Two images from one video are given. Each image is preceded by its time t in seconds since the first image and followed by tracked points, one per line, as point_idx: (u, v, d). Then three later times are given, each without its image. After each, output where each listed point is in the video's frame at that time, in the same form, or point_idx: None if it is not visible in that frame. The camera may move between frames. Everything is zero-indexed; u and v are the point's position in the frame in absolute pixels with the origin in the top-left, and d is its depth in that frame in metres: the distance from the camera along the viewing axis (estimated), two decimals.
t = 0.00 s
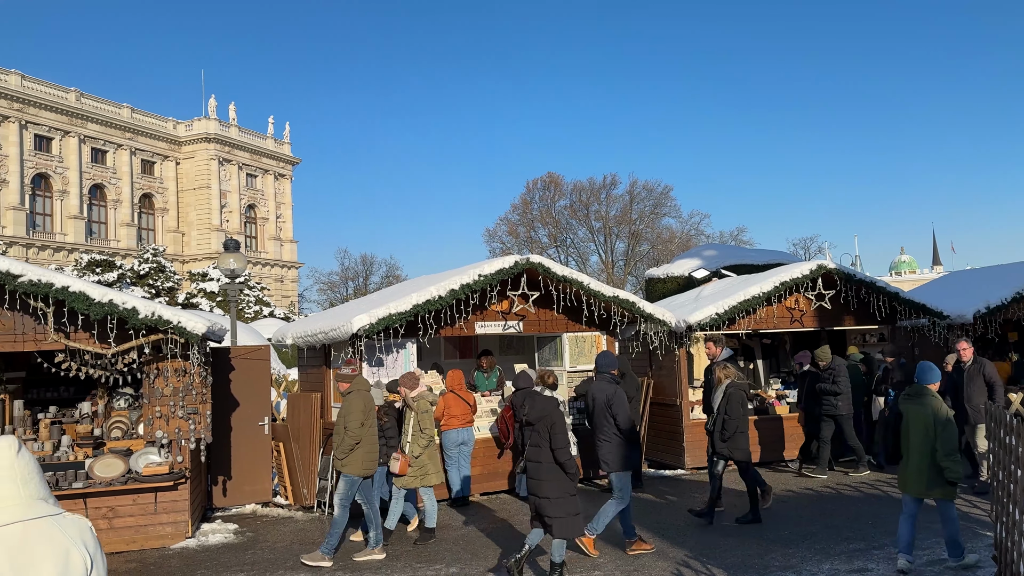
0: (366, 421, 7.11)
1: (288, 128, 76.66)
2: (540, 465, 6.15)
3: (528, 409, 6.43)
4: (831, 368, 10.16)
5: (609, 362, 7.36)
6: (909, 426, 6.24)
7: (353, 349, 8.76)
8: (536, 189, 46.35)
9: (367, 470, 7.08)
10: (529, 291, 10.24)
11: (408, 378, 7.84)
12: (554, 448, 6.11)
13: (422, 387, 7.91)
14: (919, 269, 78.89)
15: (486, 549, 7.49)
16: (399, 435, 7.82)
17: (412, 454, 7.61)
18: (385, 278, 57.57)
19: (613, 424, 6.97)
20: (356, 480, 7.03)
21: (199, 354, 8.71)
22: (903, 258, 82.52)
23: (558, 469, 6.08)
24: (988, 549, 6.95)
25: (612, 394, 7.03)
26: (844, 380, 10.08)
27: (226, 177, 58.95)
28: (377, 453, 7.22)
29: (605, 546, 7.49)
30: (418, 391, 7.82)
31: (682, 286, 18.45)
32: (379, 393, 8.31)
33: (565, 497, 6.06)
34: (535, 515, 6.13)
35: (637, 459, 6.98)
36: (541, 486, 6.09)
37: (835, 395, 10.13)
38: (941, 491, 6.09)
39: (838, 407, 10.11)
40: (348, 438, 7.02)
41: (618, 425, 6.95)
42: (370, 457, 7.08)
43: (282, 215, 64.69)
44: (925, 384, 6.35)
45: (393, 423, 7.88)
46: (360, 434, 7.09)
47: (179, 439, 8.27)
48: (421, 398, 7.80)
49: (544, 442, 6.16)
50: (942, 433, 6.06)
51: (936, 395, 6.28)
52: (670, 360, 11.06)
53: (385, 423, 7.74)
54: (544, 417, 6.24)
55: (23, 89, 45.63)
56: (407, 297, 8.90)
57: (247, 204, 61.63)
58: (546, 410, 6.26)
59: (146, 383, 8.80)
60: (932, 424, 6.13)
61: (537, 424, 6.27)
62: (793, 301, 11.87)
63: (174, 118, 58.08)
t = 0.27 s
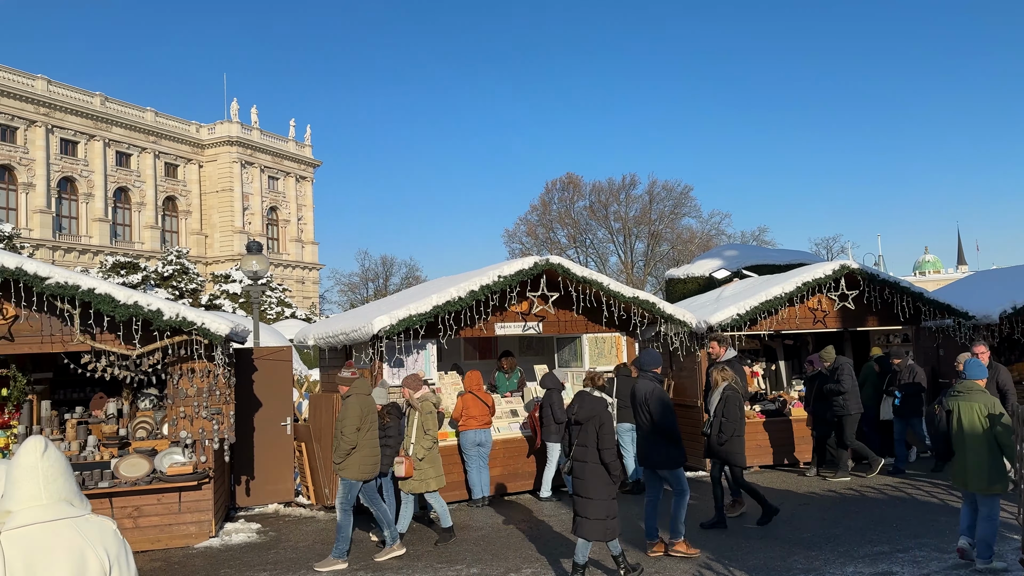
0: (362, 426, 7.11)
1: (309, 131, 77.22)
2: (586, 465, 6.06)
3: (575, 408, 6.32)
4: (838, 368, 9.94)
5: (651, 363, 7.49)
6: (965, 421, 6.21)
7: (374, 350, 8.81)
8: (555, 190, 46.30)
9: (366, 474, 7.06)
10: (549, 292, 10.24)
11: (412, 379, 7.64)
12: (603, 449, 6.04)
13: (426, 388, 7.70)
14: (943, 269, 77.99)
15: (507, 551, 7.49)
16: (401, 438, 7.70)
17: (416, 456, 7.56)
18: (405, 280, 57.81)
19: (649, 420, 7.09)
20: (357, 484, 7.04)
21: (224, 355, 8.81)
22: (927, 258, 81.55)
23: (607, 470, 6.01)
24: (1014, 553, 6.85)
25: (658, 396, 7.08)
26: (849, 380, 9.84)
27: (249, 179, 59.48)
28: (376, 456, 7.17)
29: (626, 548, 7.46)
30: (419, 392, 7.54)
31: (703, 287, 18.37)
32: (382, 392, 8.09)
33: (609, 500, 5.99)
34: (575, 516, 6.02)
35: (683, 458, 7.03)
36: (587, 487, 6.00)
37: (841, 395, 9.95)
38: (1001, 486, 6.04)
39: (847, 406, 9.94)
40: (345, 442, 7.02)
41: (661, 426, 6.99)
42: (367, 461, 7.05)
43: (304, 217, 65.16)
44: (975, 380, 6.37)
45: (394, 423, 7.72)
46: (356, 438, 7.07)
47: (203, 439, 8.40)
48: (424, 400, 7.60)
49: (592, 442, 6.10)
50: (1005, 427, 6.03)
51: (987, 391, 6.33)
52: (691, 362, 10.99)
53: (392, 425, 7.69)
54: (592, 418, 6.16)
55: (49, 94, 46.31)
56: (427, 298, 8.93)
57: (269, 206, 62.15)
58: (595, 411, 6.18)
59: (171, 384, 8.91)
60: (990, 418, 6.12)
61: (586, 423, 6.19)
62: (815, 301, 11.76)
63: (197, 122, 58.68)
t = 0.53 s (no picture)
0: (361, 428, 7.05)
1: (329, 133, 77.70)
2: (640, 468, 6.07)
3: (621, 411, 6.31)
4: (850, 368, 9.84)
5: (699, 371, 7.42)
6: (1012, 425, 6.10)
7: (395, 351, 8.84)
8: (574, 191, 46.23)
9: (367, 476, 7.04)
10: (569, 293, 10.23)
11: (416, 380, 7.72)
12: (653, 453, 6.00)
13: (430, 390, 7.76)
14: (969, 269, 76.95)
15: (528, 552, 7.49)
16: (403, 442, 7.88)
17: (415, 457, 7.56)
18: (425, 281, 58.00)
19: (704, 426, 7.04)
20: (360, 487, 7.01)
21: (247, 357, 8.88)
22: (952, 258, 80.48)
23: (659, 473, 6.00)
24: None
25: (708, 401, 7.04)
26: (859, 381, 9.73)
27: (270, 182, 59.96)
28: (376, 458, 7.14)
29: (648, 550, 7.43)
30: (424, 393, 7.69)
31: (724, 287, 18.25)
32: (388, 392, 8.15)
33: (663, 501, 6.01)
34: (630, 518, 6.06)
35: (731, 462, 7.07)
36: (642, 489, 6.02)
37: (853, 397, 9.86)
38: None
39: (858, 408, 9.83)
40: (347, 443, 6.95)
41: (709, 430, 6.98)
42: (368, 462, 7.01)
43: (325, 219, 65.56)
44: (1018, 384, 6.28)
45: (399, 426, 7.93)
46: (356, 439, 7.03)
47: (226, 440, 8.47)
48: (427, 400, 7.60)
49: (641, 444, 6.07)
50: None
51: None
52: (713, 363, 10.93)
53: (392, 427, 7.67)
54: (638, 421, 6.13)
55: (75, 99, 46.99)
56: (447, 300, 8.95)
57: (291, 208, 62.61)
58: (642, 414, 6.14)
59: (195, 385, 9.00)
60: None
61: (634, 427, 6.16)
62: (839, 302, 11.64)
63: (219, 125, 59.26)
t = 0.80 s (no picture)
0: (370, 429, 7.01)
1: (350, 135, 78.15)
2: (684, 464, 6.07)
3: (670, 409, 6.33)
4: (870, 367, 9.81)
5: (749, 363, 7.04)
6: None
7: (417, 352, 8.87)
8: (594, 191, 46.12)
9: (379, 478, 6.96)
10: (590, 294, 10.21)
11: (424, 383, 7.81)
12: (698, 449, 6.00)
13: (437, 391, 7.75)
14: (996, 269, 75.91)
15: (549, 554, 7.48)
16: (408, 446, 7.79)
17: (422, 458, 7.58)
18: (446, 282, 58.16)
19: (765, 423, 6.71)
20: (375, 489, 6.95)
21: (270, 358, 8.95)
22: (978, 258, 79.43)
23: (703, 469, 5.98)
24: None
25: (764, 400, 6.70)
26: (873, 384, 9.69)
27: (292, 185, 60.42)
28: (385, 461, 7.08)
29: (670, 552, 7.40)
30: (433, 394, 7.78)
31: (747, 288, 18.12)
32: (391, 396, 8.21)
33: (713, 499, 5.96)
34: (681, 516, 6.04)
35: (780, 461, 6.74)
36: (689, 486, 6.00)
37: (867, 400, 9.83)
38: None
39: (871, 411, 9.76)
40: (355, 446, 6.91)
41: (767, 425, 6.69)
42: (379, 464, 6.96)
43: (346, 221, 65.98)
44: None
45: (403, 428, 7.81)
46: (365, 441, 6.98)
47: (250, 440, 8.54)
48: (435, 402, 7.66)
49: (686, 442, 6.07)
50: None
51: None
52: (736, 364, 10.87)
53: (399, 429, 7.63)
54: (685, 418, 6.14)
55: (101, 103, 47.66)
56: (468, 301, 8.97)
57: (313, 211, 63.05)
58: (689, 412, 6.14)
59: (220, 386, 9.09)
60: None
61: (679, 424, 6.18)
62: (863, 303, 11.52)
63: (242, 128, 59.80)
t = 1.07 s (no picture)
0: (377, 431, 7.05)
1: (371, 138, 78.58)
2: (738, 467, 6.10)
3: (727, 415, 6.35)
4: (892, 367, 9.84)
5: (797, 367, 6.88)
6: None
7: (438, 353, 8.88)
8: (615, 192, 45.98)
9: (388, 480, 6.98)
10: (611, 295, 10.17)
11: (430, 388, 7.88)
12: (752, 454, 6.06)
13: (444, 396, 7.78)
14: None
15: (572, 555, 7.47)
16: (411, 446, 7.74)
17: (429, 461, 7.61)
18: (467, 284, 58.26)
19: (816, 430, 6.55)
20: (385, 492, 6.96)
21: (294, 358, 9.02)
22: (1007, 258, 78.10)
23: (758, 474, 6.00)
24: None
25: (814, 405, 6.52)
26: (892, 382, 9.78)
27: (315, 187, 60.83)
28: (393, 463, 7.10)
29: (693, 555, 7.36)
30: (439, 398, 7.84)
31: (771, 289, 17.96)
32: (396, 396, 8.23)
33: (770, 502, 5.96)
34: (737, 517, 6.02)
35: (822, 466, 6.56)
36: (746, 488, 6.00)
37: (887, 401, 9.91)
38: None
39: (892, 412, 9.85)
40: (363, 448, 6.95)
41: (817, 432, 6.53)
42: (386, 466, 6.99)
43: (368, 223, 66.35)
44: None
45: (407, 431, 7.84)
46: (372, 443, 7.02)
47: (275, 440, 8.63)
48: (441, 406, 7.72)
49: (744, 445, 6.11)
50: None
51: None
52: (760, 366, 10.78)
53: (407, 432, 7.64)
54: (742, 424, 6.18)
55: (127, 107, 48.30)
56: (489, 303, 8.97)
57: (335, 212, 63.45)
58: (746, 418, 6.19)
59: (245, 386, 9.18)
60: None
61: (735, 429, 6.22)
62: (889, 304, 11.37)
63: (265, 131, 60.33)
